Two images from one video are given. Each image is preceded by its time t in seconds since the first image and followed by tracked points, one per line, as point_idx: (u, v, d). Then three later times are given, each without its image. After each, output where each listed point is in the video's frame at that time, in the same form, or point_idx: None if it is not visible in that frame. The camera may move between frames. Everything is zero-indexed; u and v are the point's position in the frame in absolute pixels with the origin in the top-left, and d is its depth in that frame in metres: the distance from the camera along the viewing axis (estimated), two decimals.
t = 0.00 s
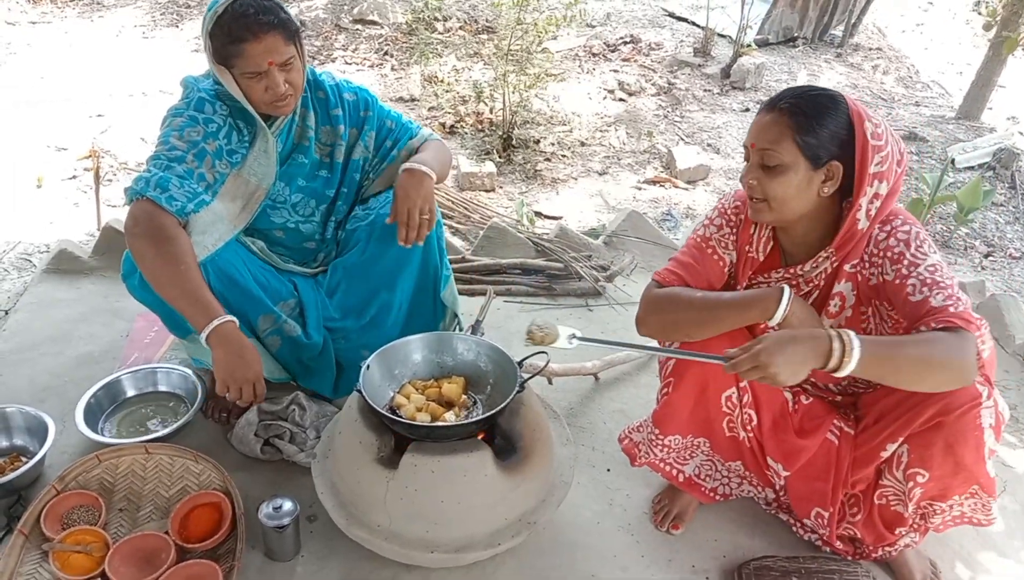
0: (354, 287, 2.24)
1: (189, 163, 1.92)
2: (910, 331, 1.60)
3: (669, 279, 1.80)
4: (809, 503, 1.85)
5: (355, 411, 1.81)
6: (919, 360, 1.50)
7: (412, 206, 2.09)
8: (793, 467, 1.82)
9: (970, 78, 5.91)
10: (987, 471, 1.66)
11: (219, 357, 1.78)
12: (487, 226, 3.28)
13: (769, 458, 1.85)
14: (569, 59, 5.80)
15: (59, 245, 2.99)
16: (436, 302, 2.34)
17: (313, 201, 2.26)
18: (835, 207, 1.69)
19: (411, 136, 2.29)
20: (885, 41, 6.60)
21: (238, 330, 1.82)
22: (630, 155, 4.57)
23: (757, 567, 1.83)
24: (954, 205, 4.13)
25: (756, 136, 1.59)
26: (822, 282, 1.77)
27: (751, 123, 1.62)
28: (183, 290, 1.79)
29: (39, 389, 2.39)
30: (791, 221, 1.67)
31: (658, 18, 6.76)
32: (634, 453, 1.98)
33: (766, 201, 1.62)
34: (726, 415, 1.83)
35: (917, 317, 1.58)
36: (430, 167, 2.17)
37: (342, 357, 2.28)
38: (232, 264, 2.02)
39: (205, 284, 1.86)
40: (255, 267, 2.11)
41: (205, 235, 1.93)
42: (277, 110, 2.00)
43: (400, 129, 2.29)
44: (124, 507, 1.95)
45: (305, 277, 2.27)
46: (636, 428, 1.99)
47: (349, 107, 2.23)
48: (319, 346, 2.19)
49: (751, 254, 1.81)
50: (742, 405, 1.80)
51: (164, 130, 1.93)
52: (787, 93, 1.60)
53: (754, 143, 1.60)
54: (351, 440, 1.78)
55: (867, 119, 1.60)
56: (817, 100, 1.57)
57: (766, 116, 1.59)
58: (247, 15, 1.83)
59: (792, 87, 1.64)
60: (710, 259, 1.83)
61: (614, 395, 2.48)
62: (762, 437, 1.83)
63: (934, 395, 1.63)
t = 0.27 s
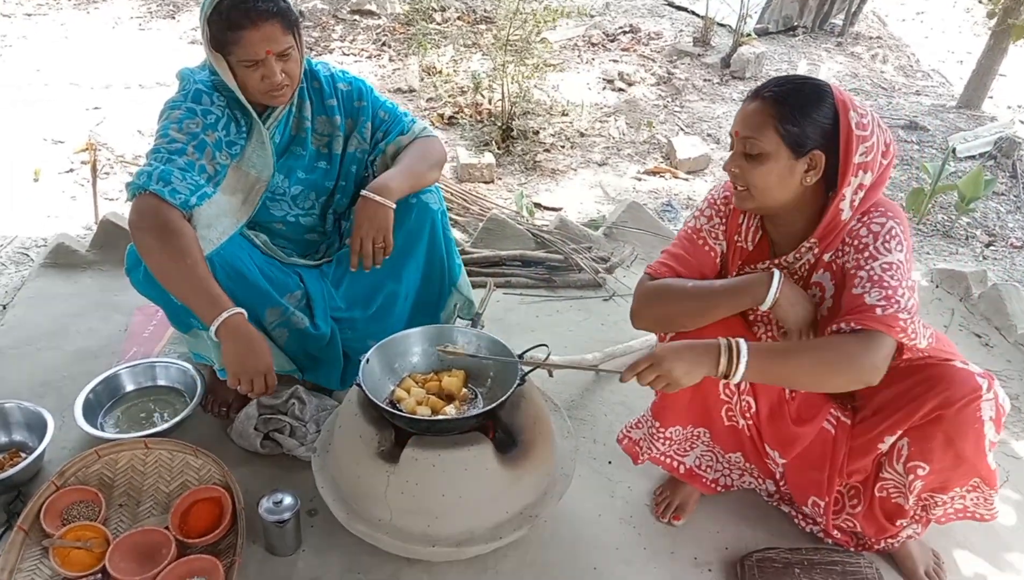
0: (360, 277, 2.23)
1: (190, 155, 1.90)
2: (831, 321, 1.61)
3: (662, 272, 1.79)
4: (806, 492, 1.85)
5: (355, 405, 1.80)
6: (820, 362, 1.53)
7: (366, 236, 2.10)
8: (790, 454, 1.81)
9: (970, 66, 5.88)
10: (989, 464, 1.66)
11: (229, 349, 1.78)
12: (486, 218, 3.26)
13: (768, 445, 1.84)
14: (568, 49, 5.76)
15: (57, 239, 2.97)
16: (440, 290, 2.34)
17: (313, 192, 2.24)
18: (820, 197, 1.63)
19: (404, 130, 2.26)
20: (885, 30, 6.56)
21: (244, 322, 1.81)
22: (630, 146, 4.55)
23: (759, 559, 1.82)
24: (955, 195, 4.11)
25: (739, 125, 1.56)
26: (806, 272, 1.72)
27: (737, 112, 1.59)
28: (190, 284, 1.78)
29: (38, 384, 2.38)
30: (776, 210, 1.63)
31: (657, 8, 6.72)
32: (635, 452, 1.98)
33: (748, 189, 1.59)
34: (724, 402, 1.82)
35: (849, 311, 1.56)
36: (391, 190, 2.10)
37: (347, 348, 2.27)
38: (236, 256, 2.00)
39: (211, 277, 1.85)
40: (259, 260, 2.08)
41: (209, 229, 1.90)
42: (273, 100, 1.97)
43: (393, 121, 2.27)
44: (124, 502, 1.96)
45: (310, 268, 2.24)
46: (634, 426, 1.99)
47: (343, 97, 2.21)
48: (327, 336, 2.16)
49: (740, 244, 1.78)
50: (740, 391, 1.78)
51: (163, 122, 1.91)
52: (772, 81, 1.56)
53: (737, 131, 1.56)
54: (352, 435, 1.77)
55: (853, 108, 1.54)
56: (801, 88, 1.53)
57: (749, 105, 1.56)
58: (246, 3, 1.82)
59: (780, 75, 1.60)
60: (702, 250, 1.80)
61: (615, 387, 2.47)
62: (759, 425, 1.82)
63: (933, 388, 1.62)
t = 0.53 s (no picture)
0: (361, 276, 2.23)
1: (194, 152, 1.90)
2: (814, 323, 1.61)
3: (657, 271, 1.80)
4: (801, 490, 1.85)
5: (357, 403, 1.79)
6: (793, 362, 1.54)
7: (368, 231, 2.09)
8: (784, 452, 1.81)
9: (976, 62, 5.85)
10: (986, 469, 1.65)
11: (227, 349, 1.79)
12: (489, 215, 3.25)
13: (764, 443, 1.84)
14: (571, 45, 5.75)
15: (59, 236, 2.97)
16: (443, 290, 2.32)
17: (316, 190, 2.23)
18: (815, 197, 1.60)
19: (408, 131, 2.25)
20: (889, 26, 6.53)
21: (241, 322, 1.82)
22: (633, 142, 4.54)
23: (762, 558, 1.82)
24: (959, 192, 4.10)
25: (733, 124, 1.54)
26: (796, 271, 1.71)
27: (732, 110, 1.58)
28: (191, 284, 1.78)
29: (41, 380, 2.38)
30: (771, 210, 1.62)
31: (661, 3, 6.70)
32: (635, 444, 1.98)
33: (742, 188, 1.58)
34: (723, 399, 1.82)
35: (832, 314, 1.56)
36: (393, 186, 2.08)
37: (347, 347, 2.25)
38: (236, 255, 2.00)
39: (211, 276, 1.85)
40: (259, 258, 2.08)
41: (209, 227, 1.90)
42: (280, 96, 1.96)
43: (397, 120, 2.26)
44: (126, 500, 1.96)
45: (310, 267, 2.24)
46: (635, 418, 1.99)
47: (350, 95, 2.20)
48: (326, 336, 2.16)
49: (736, 242, 1.77)
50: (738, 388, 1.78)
51: (168, 118, 1.90)
52: (767, 79, 1.54)
53: (732, 131, 1.55)
54: (354, 432, 1.76)
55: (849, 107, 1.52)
56: (795, 86, 1.50)
57: (744, 104, 1.54)
58: None
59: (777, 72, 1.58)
60: (699, 248, 1.80)
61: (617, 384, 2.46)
62: (756, 421, 1.82)
63: (928, 395, 1.61)
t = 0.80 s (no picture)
0: (363, 277, 2.22)
1: (199, 152, 1.90)
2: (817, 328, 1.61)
3: (659, 271, 1.78)
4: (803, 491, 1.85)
5: (360, 401, 1.79)
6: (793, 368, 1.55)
7: (370, 226, 2.11)
8: (786, 452, 1.81)
9: (980, 59, 5.83)
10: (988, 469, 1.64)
11: (229, 349, 1.79)
12: (492, 213, 3.25)
13: (766, 441, 1.84)
14: (574, 43, 5.74)
15: (63, 234, 2.98)
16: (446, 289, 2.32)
17: (319, 189, 2.23)
18: (819, 201, 1.60)
19: (412, 132, 2.25)
20: (894, 23, 6.51)
21: (244, 323, 1.81)
22: (636, 140, 4.53)
23: (766, 556, 1.81)
24: (964, 189, 4.08)
25: (736, 128, 1.54)
26: (798, 273, 1.70)
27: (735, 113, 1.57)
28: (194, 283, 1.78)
29: (45, 379, 2.38)
30: (773, 213, 1.61)
31: (664, 1, 6.68)
32: (638, 433, 1.99)
33: (745, 193, 1.57)
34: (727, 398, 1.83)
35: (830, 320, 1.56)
36: (396, 183, 2.10)
37: (348, 348, 2.24)
38: (239, 255, 2.00)
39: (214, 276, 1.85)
40: (262, 258, 2.08)
41: (212, 227, 1.91)
42: (288, 95, 1.96)
43: (402, 122, 2.26)
44: (130, 498, 1.95)
45: (312, 267, 2.24)
46: (639, 410, 2.00)
47: (355, 94, 2.20)
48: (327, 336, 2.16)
49: (740, 243, 1.77)
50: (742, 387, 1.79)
51: (173, 117, 1.90)
52: (770, 82, 1.53)
53: (735, 135, 1.54)
54: (356, 431, 1.76)
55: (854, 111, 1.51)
56: (797, 91, 1.49)
57: (746, 107, 1.53)
58: None
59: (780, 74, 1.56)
60: (701, 249, 1.79)
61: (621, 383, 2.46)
62: (760, 419, 1.82)
63: (929, 397, 1.60)
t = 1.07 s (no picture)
0: (362, 275, 2.22)
1: (198, 151, 1.89)
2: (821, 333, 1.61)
3: (660, 271, 1.78)
4: (804, 490, 1.84)
5: (356, 401, 1.79)
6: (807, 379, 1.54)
7: (371, 223, 2.10)
8: (787, 452, 1.81)
9: (978, 60, 5.83)
10: (990, 465, 1.64)
11: (227, 349, 1.78)
12: (490, 212, 3.25)
13: (766, 443, 1.84)
14: (573, 42, 5.73)
15: (59, 233, 2.97)
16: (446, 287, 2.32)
17: (318, 188, 2.22)
18: (823, 201, 1.59)
19: (410, 130, 2.25)
20: (892, 23, 6.51)
21: (242, 322, 1.81)
22: (635, 140, 4.53)
23: (762, 556, 1.81)
24: (962, 189, 4.08)
25: (743, 133, 1.53)
26: (801, 274, 1.70)
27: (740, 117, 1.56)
28: (192, 282, 1.78)
29: (41, 378, 2.38)
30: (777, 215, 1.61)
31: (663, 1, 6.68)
32: (634, 434, 1.99)
33: (752, 196, 1.56)
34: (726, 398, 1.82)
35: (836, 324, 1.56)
36: (396, 180, 2.10)
37: (347, 346, 2.24)
38: (237, 254, 1.99)
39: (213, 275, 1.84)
40: (260, 257, 2.08)
41: (210, 226, 1.90)
42: (287, 94, 1.96)
43: (400, 121, 2.26)
44: (126, 497, 1.95)
45: (310, 266, 2.24)
46: (636, 410, 2.00)
47: (353, 93, 2.19)
48: (326, 335, 2.16)
49: (741, 245, 1.77)
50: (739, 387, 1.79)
51: (172, 117, 1.89)
52: (776, 86, 1.52)
53: (742, 139, 1.53)
54: (352, 430, 1.76)
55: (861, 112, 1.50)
56: (804, 94, 1.48)
57: (752, 111, 1.52)
58: None
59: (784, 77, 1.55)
60: (701, 249, 1.79)
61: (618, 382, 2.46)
62: (758, 421, 1.82)
63: (932, 393, 1.60)
